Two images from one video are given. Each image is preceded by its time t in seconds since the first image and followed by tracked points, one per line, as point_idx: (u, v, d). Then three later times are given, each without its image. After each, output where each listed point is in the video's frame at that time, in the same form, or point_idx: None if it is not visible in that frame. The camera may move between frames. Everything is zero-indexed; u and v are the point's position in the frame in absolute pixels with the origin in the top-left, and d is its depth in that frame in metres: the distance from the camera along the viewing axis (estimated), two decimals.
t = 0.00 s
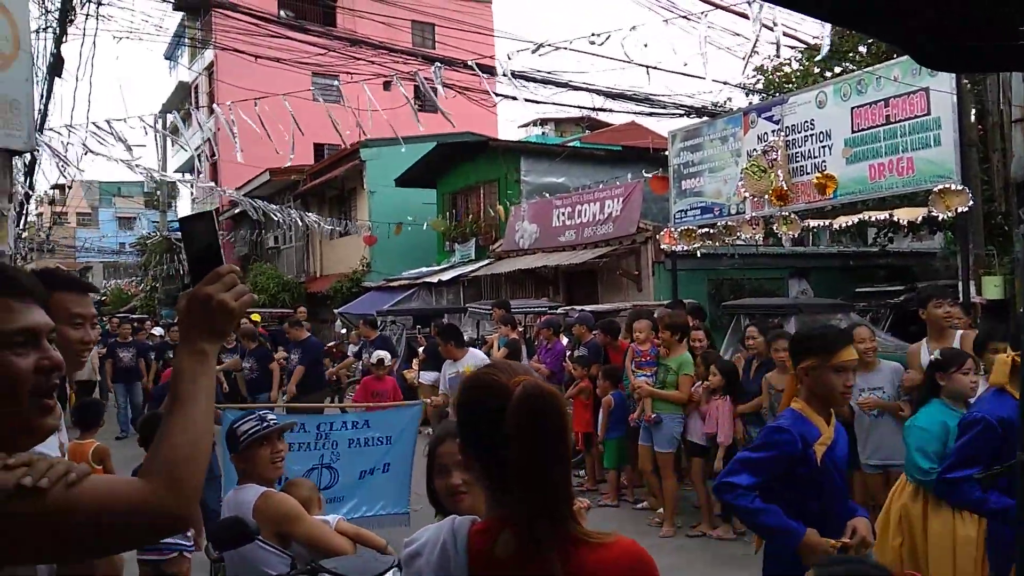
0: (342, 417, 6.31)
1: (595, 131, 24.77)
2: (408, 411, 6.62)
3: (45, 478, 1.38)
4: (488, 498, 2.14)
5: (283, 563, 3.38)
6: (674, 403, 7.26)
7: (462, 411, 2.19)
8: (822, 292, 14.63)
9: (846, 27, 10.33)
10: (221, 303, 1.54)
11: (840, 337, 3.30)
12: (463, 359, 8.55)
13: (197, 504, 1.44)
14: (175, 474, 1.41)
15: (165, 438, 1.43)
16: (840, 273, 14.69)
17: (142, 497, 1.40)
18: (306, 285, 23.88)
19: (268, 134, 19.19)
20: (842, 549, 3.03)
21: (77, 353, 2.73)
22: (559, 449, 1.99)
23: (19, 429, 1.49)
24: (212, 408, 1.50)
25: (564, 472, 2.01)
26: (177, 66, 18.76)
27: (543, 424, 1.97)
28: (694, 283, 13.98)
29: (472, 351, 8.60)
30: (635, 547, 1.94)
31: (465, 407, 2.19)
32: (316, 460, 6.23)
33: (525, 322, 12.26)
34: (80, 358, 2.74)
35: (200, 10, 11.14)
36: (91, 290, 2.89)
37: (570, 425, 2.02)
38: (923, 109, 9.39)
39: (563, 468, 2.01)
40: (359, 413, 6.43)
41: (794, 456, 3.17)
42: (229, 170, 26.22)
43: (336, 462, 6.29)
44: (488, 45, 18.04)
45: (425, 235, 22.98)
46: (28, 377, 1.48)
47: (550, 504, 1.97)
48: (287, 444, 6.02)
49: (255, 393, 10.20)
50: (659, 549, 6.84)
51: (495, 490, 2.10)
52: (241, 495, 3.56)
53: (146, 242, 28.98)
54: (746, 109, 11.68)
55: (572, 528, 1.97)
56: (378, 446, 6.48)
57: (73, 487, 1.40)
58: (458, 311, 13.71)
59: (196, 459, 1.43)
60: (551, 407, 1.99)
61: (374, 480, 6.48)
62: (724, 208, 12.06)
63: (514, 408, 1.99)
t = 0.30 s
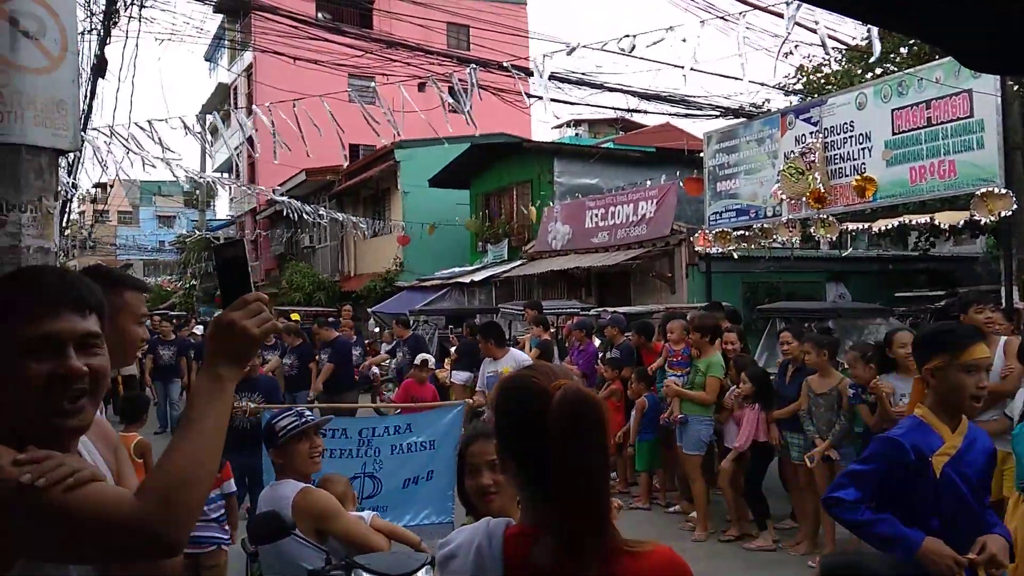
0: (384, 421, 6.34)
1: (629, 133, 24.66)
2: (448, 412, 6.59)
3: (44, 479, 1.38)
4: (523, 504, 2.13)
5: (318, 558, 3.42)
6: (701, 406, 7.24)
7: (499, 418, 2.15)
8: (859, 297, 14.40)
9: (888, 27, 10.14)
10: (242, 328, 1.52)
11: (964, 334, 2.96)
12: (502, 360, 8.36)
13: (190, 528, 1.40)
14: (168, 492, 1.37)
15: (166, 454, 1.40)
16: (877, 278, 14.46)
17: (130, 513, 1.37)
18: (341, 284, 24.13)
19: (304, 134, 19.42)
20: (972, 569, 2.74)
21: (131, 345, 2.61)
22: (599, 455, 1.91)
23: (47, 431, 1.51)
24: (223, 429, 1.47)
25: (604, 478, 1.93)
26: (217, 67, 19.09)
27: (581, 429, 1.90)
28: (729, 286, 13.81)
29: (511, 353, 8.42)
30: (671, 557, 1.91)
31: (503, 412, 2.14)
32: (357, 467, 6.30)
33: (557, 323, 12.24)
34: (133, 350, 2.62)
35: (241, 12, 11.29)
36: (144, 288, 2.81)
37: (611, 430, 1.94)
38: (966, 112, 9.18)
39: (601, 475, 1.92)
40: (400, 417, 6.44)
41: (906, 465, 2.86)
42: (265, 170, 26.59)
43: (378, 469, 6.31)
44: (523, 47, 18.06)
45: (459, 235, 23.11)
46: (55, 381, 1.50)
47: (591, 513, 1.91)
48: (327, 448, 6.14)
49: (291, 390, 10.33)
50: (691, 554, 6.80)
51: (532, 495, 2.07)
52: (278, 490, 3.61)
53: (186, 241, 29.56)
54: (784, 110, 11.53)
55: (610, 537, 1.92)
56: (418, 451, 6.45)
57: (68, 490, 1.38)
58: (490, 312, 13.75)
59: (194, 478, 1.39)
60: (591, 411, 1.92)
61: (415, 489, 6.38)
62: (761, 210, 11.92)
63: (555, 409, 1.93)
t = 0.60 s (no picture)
0: (426, 426, 6.24)
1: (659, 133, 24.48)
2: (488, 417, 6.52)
3: (46, 492, 1.41)
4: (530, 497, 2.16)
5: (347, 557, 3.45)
6: (724, 410, 7.08)
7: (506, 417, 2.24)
8: (894, 299, 14.15)
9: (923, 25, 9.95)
10: (255, 367, 1.52)
11: None
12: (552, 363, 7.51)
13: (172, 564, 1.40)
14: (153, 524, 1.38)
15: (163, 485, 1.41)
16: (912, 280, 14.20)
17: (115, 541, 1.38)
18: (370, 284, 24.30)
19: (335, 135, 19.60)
20: None
21: (173, 347, 2.67)
22: (603, 455, 1.98)
23: (71, 442, 1.54)
24: (220, 466, 1.48)
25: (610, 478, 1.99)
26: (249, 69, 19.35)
27: (588, 428, 1.97)
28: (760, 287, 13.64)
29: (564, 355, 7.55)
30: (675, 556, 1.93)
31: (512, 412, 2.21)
32: (401, 474, 6.18)
33: (586, 324, 12.19)
34: (175, 350, 2.68)
35: (273, 15, 11.42)
36: (187, 288, 2.86)
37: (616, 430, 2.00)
38: (1004, 111, 8.98)
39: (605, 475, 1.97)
40: (443, 421, 6.34)
41: None
42: (297, 170, 26.89)
43: (420, 476, 6.19)
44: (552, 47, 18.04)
45: (487, 236, 23.14)
46: (81, 397, 1.53)
47: (598, 512, 1.95)
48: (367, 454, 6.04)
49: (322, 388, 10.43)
50: (719, 558, 6.74)
51: (538, 496, 2.11)
52: (310, 491, 3.66)
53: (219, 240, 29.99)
54: (817, 109, 11.37)
55: (614, 536, 1.96)
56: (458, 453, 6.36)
57: (62, 511, 1.40)
58: (518, 312, 13.73)
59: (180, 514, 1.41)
60: (597, 412, 1.99)
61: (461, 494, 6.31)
62: (793, 211, 11.77)
63: (562, 409, 2.00)
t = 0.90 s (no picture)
0: (508, 418, 5.89)
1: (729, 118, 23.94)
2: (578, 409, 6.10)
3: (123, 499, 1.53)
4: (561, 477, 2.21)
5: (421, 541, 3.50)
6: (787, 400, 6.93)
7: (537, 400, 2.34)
8: (978, 288, 13.52)
9: None
10: (307, 359, 1.56)
11: None
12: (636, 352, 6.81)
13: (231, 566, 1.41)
14: (213, 518, 1.42)
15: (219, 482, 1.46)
16: (999, 267, 13.55)
17: (177, 539, 1.44)
18: (438, 273, 24.59)
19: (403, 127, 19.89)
20: None
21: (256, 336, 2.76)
22: (627, 438, 2.08)
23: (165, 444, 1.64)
24: (275, 472, 1.48)
25: (634, 463, 2.08)
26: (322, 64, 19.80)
27: (615, 410, 2.09)
28: (835, 275, 13.20)
29: (650, 343, 6.85)
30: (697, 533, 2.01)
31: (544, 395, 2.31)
32: (482, 467, 5.88)
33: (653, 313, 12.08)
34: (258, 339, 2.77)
35: (343, 11, 11.66)
36: (267, 277, 2.95)
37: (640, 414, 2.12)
38: None
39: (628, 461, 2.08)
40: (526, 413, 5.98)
41: None
42: (366, 162, 27.42)
43: (503, 469, 5.85)
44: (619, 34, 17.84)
45: (554, 225, 23.11)
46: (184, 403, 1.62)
47: (622, 496, 2.04)
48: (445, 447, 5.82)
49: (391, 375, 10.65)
50: (790, 552, 6.60)
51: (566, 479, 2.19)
52: (393, 475, 3.73)
53: (294, 231, 30.89)
54: (897, 91, 10.92)
55: (636, 516, 2.04)
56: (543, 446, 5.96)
57: (142, 512, 1.51)
58: (585, 302, 13.70)
59: (249, 507, 1.44)
60: (622, 398, 2.10)
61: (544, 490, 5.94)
62: (871, 196, 11.35)
63: (588, 392, 2.12)
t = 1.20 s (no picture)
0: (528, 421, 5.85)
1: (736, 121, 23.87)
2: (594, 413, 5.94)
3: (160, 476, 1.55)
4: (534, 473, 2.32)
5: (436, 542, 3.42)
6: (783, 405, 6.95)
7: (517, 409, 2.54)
8: (986, 292, 13.44)
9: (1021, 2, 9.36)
10: (321, 315, 1.57)
11: None
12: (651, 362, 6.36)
13: (304, 521, 1.49)
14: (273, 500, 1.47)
15: (272, 447, 1.52)
16: (1007, 271, 13.47)
17: (241, 507, 1.49)
18: (444, 275, 24.58)
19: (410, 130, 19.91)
20: None
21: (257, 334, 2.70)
22: (601, 439, 2.13)
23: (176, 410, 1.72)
24: (319, 442, 1.55)
25: (607, 463, 2.13)
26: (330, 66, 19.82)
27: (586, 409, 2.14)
28: (842, 278, 13.12)
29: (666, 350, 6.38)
30: (669, 533, 2.07)
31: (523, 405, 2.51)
32: (495, 473, 5.77)
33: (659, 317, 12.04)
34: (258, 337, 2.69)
35: (350, 14, 11.68)
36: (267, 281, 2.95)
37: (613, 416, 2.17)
38: None
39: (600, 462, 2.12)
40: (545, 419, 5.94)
41: None
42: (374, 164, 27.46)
43: (516, 476, 5.74)
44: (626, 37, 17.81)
45: (560, 227, 23.09)
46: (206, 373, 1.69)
47: (595, 496, 2.09)
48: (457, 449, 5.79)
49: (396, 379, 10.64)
50: (795, 557, 6.56)
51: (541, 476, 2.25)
52: (414, 476, 3.65)
53: (301, 233, 30.96)
54: (906, 93, 10.88)
55: (608, 514, 2.09)
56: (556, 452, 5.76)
57: (187, 484, 1.54)
58: (591, 305, 13.67)
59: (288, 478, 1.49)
60: (594, 403, 2.15)
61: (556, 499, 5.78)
62: (879, 200, 11.29)
63: (561, 398, 2.16)
